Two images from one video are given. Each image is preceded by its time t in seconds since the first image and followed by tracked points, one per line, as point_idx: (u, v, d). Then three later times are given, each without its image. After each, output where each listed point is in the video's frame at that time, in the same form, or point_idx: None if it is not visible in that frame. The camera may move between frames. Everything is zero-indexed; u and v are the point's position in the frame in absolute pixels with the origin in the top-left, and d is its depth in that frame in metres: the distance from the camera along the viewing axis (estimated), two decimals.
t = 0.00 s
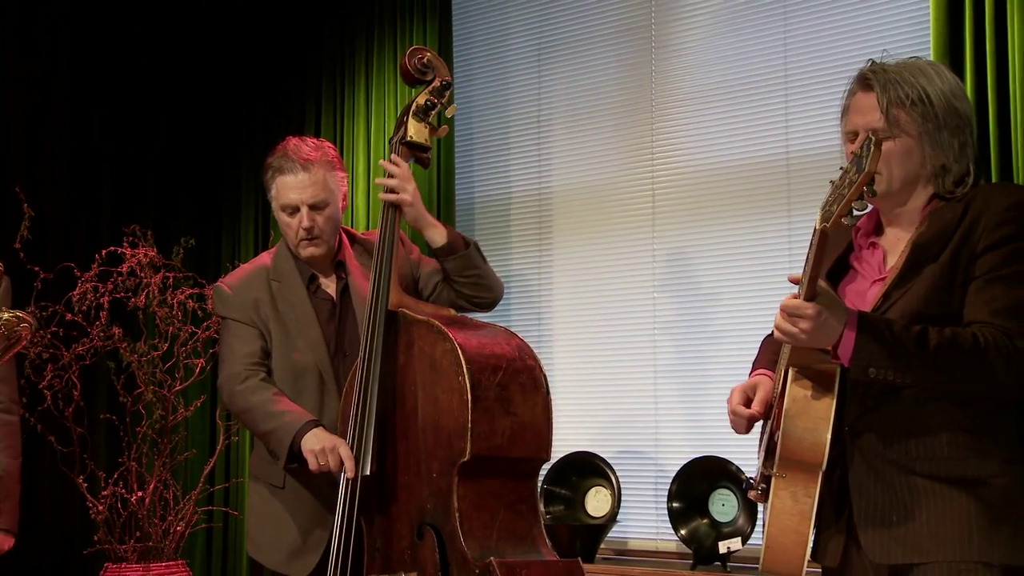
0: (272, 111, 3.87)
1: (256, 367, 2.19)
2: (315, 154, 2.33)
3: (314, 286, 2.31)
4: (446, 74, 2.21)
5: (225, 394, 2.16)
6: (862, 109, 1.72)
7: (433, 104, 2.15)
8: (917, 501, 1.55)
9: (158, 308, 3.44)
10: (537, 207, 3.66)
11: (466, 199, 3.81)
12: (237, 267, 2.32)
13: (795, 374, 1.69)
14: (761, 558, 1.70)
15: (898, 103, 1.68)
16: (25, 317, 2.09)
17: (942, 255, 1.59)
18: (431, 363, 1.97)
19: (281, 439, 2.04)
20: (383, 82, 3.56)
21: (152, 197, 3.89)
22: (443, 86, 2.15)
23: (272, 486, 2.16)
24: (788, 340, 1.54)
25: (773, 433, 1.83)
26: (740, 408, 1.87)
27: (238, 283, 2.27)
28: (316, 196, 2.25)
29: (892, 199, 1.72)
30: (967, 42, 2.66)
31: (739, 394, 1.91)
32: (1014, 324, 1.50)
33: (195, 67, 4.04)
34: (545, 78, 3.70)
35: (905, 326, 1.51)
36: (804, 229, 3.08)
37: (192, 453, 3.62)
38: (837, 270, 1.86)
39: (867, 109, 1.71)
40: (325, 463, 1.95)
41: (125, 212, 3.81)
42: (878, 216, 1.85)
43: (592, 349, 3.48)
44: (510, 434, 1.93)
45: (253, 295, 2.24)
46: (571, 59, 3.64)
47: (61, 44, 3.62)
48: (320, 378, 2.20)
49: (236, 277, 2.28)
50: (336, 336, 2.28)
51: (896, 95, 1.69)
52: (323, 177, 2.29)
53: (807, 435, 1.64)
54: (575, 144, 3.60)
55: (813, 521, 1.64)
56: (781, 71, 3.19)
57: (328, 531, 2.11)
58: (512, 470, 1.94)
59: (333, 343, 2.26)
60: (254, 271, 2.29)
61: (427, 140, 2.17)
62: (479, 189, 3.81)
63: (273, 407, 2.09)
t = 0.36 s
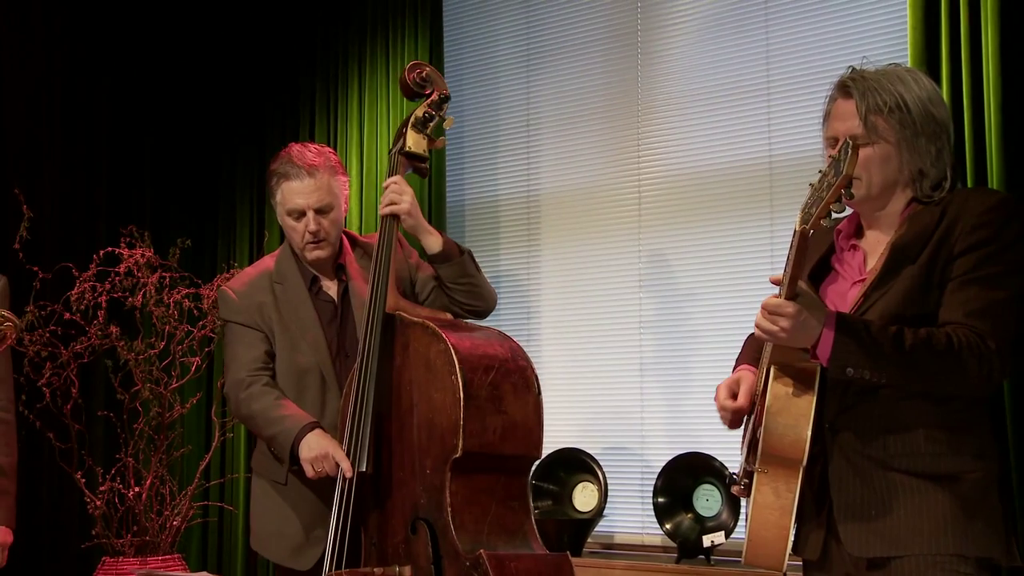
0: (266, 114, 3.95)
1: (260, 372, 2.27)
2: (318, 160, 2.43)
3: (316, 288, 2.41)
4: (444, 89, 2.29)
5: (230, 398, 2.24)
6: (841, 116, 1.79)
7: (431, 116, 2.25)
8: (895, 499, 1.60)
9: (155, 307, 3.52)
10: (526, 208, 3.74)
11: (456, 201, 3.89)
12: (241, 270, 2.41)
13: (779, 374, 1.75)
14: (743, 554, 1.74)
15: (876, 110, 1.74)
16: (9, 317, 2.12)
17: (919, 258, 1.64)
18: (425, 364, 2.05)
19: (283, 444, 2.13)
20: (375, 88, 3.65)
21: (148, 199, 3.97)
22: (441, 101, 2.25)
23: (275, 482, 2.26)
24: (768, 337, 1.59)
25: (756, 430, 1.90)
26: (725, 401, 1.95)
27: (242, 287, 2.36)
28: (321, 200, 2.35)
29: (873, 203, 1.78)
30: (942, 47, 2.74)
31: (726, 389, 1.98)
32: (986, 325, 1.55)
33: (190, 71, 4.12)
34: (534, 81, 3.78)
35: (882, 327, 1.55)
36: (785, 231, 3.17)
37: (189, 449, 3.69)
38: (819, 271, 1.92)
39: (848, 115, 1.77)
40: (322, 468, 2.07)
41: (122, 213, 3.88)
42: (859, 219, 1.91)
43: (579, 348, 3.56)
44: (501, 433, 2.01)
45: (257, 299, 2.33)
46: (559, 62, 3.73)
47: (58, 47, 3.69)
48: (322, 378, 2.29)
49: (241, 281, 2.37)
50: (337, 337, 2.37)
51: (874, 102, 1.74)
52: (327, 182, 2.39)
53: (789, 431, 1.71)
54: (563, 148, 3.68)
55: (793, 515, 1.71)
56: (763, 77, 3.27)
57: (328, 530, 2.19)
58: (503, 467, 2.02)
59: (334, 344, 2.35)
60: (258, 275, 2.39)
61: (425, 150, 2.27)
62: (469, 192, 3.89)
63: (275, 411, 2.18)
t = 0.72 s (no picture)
0: (261, 118, 4.02)
1: (280, 363, 2.35)
2: (344, 163, 2.52)
3: (339, 287, 2.48)
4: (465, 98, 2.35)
5: (251, 387, 2.32)
6: (822, 121, 1.83)
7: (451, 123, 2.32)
8: (877, 493, 1.65)
9: (152, 307, 3.57)
10: (517, 210, 3.82)
11: (448, 203, 3.97)
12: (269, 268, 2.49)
13: (765, 372, 1.80)
14: (731, 548, 1.79)
15: (855, 114, 1.80)
16: None
17: (900, 257, 1.68)
18: (433, 362, 2.12)
19: (300, 430, 2.21)
20: (370, 90, 3.71)
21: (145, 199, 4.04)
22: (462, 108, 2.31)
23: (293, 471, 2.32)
24: (757, 320, 1.59)
25: (739, 427, 1.96)
26: (713, 384, 2.02)
27: (268, 283, 2.43)
28: (347, 202, 2.44)
29: (854, 206, 1.83)
30: (924, 54, 2.81)
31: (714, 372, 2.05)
32: (965, 322, 1.59)
33: (186, 74, 4.18)
34: (524, 85, 3.86)
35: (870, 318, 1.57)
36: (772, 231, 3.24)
37: (185, 447, 3.75)
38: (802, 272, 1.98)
39: (827, 120, 1.82)
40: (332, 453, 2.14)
41: (118, 213, 3.95)
42: (840, 221, 1.95)
43: (569, 348, 3.64)
44: (507, 432, 2.08)
45: (282, 295, 2.41)
46: (548, 67, 3.80)
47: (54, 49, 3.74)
48: (340, 374, 2.36)
49: (268, 278, 2.45)
50: (357, 335, 2.44)
51: (852, 107, 1.80)
52: (353, 184, 2.48)
53: (772, 429, 1.75)
54: (554, 149, 3.75)
55: (777, 511, 1.74)
56: (750, 81, 3.34)
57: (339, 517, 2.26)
58: (507, 465, 2.09)
59: (354, 341, 2.43)
60: (284, 272, 2.46)
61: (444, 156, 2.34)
62: (461, 193, 3.96)
63: (295, 399, 2.25)
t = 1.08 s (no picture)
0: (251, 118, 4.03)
1: (294, 358, 2.40)
2: (371, 164, 2.54)
3: (360, 286, 2.50)
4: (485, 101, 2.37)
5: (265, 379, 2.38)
6: (807, 123, 1.86)
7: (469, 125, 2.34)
8: (861, 492, 1.67)
9: (141, 307, 3.58)
10: (506, 210, 3.84)
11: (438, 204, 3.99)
12: (298, 266, 2.55)
13: (749, 373, 1.83)
14: (716, 546, 1.83)
15: (839, 116, 1.83)
16: None
17: (883, 260, 1.71)
18: (438, 362, 2.15)
19: (302, 425, 2.26)
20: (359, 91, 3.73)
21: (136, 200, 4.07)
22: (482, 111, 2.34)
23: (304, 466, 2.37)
24: (742, 332, 1.61)
25: (726, 427, 1.99)
26: (695, 406, 2.04)
27: (292, 281, 2.49)
28: (371, 203, 2.45)
29: (839, 207, 1.86)
30: (908, 57, 2.83)
31: (695, 392, 2.08)
32: (947, 325, 1.61)
33: (176, 74, 4.20)
34: (514, 87, 3.88)
35: (852, 323, 1.59)
36: (757, 231, 3.27)
37: (173, 446, 3.76)
38: (788, 272, 2.00)
39: (811, 122, 1.85)
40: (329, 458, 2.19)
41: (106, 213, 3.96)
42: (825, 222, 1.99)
43: (556, 347, 3.67)
44: (507, 432, 2.10)
45: (304, 292, 2.47)
46: (538, 69, 3.83)
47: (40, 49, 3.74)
48: (355, 372, 2.39)
49: (294, 276, 2.51)
50: (374, 334, 2.46)
51: (837, 109, 1.83)
52: (378, 186, 2.50)
53: (758, 430, 1.79)
54: (542, 149, 3.78)
55: (762, 510, 1.78)
56: (736, 81, 3.37)
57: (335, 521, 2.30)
58: (508, 465, 2.10)
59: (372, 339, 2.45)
60: (310, 271, 2.51)
61: (462, 158, 2.35)
62: (452, 192, 3.99)
63: (301, 394, 2.30)
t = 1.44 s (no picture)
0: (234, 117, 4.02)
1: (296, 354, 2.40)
2: (375, 163, 2.53)
3: (365, 285, 2.49)
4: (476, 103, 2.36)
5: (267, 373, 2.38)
6: (788, 124, 1.87)
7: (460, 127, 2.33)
8: (843, 493, 1.67)
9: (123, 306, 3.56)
10: (490, 210, 3.84)
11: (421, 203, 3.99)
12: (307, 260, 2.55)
13: (733, 375, 1.82)
14: (699, 546, 1.81)
15: (819, 117, 1.83)
16: None
17: (865, 261, 1.72)
18: (423, 363, 2.15)
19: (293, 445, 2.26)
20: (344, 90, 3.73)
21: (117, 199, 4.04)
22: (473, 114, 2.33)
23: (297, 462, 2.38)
24: (727, 332, 1.59)
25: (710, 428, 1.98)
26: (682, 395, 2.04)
27: (299, 276, 2.49)
28: (374, 201, 2.46)
29: (819, 207, 1.86)
30: (890, 58, 2.84)
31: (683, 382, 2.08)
32: (930, 325, 1.62)
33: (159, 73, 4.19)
34: (498, 86, 3.88)
35: (836, 323, 1.59)
36: (740, 231, 3.28)
37: (155, 446, 3.75)
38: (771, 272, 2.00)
39: (793, 122, 1.86)
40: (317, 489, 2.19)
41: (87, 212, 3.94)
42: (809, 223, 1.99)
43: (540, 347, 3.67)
44: (490, 432, 2.09)
45: (308, 289, 2.46)
46: (522, 69, 3.82)
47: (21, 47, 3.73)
48: (351, 369, 2.38)
49: (301, 271, 2.50)
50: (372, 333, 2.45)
51: (817, 110, 1.84)
52: (383, 185, 2.50)
53: (742, 431, 1.77)
54: (526, 149, 3.78)
55: (746, 511, 1.77)
56: (720, 82, 3.38)
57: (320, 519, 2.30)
58: (492, 463, 2.10)
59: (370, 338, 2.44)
60: (318, 267, 2.51)
61: (452, 161, 2.35)
62: (436, 192, 3.98)
63: (297, 416, 2.29)
